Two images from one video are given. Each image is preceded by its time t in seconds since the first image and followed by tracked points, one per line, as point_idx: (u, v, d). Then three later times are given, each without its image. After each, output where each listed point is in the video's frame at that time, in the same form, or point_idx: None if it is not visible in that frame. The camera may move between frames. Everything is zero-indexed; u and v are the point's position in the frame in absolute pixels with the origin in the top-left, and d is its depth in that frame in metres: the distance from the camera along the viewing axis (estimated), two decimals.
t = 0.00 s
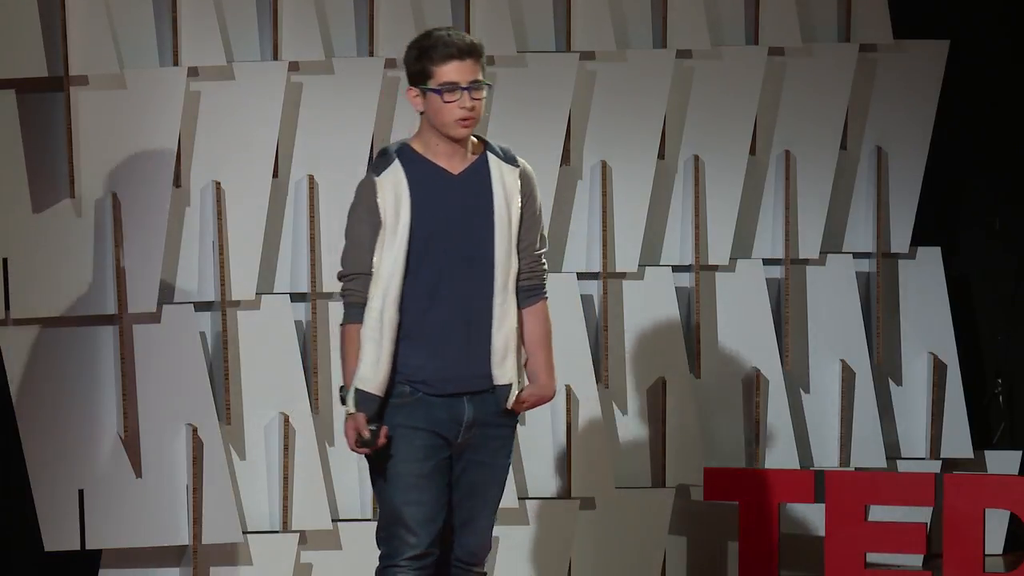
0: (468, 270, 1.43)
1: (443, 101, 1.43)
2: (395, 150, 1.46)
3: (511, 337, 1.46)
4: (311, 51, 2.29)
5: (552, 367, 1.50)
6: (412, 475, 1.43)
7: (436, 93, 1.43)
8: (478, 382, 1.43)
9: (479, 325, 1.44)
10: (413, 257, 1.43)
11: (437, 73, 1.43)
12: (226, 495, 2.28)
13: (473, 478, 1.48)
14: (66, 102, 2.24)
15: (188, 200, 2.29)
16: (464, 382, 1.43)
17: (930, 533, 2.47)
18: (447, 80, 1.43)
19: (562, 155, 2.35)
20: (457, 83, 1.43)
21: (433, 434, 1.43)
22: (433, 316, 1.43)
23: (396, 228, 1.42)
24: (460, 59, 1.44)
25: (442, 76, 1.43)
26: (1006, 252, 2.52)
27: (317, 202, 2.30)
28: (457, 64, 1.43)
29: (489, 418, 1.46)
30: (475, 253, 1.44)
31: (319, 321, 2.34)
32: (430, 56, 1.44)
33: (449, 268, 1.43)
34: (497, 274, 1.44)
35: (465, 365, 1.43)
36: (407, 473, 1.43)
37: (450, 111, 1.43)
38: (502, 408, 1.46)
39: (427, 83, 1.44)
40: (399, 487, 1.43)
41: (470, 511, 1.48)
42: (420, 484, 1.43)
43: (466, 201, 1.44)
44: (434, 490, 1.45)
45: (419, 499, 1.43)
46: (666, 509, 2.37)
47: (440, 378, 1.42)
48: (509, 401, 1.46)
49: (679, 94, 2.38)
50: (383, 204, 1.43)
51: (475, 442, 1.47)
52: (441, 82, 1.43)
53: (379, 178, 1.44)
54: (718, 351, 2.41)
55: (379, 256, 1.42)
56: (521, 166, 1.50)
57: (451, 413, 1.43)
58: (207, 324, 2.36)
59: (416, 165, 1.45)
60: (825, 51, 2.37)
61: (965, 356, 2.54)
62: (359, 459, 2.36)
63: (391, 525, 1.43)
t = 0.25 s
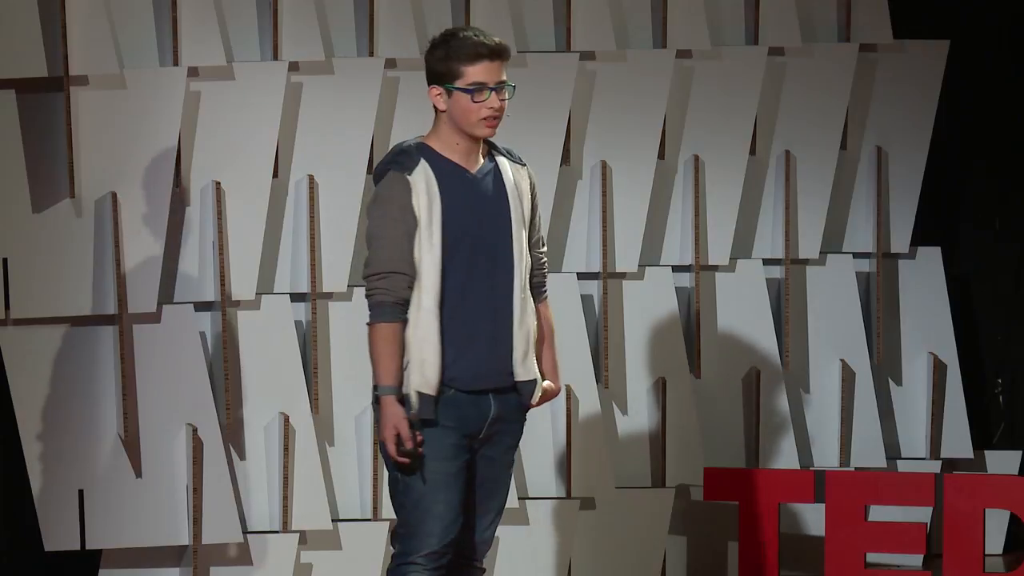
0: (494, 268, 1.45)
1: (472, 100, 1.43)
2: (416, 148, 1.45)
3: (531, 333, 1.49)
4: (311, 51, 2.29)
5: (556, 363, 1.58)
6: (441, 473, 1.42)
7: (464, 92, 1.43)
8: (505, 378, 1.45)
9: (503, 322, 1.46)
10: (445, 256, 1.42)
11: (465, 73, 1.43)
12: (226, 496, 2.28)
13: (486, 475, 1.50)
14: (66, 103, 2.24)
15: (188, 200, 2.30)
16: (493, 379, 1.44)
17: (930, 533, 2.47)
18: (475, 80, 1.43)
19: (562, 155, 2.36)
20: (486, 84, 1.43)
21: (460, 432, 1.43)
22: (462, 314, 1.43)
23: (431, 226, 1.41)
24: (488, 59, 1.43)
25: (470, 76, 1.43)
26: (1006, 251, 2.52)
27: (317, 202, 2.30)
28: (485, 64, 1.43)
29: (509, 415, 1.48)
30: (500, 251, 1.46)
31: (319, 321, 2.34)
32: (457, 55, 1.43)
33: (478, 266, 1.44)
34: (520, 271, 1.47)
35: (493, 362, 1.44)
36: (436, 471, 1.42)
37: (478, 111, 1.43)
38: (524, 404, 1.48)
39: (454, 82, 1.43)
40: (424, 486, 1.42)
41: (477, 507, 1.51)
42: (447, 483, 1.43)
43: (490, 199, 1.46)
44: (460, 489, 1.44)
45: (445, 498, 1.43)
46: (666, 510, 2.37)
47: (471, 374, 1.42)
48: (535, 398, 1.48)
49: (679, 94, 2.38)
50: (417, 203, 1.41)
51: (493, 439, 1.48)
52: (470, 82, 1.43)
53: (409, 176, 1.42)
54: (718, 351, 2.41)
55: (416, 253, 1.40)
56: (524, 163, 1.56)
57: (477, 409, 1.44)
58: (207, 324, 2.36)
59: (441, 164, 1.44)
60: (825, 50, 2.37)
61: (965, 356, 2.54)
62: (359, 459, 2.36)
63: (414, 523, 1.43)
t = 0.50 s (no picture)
0: (501, 268, 1.46)
1: (481, 102, 1.43)
2: (424, 147, 1.45)
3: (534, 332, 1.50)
4: (311, 51, 2.29)
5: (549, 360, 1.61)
6: (448, 472, 1.42)
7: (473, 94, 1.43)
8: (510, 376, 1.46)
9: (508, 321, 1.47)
10: (456, 255, 1.43)
11: (474, 74, 1.43)
12: (226, 496, 2.28)
13: (489, 474, 1.50)
14: (66, 103, 2.24)
15: (188, 200, 2.29)
16: (499, 378, 1.45)
17: (930, 533, 2.47)
18: (485, 82, 1.43)
19: (562, 155, 2.36)
20: (495, 86, 1.43)
21: (470, 431, 1.44)
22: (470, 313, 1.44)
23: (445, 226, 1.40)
24: (497, 61, 1.44)
25: (480, 78, 1.43)
26: (1006, 251, 2.52)
27: (317, 202, 2.30)
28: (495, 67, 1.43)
29: (513, 414, 1.49)
30: (506, 252, 1.47)
31: (319, 321, 2.34)
32: (468, 56, 1.43)
33: (486, 266, 1.45)
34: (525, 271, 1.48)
35: (498, 361, 1.45)
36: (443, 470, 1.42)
37: (486, 112, 1.43)
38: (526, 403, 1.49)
39: (463, 83, 1.43)
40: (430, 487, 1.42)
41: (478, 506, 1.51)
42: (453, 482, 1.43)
43: (497, 201, 1.47)
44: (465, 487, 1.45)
45: (450, 496, 1.43)
46: (666, 509, 2.37)
47: (478, 374, 1.44)
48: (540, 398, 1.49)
49: (679, 94, 2.38)
50: (431, 202, 1.41)
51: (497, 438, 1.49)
52: (480, 84, 1.43)
53: (423, 176, 1.42)
54: (719, 351, 2.41)
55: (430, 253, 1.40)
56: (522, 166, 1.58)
57: (483, 408, 1.45)
58: (207, 324, 2.36)
59: (451, 164, 1.44)
60: (825, 51, 2.37)
61: (965, 356, 2.54)
62: (358, 459, 2.36)
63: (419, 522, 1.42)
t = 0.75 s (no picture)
0: (487, 271, 1.45)
1: (468, 109, 1.42)
2: (412, 150, 1.45)
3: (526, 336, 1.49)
4: (311, 51, 2.29)
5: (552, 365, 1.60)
6: (434, 473, 1.42)
7: (460, 101, 1.42)
8: (496, 380, 1.46)
9: (495, 325, 1.46)
10: (440, 258, 1.42)
11: (464, 81, 1.42)
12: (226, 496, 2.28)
13: (479, 475, 1.49)
14: (66, 103, 2.24)
15: (188, 200, 2.30)
16: (484, 381, 1.45)
17: (930, 533, 2.47)
18: (473, 89, 1.41)
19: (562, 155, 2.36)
20: (483, 94, 1.42)
21: (455, 432, 1.43)
22: (455, 316, 1.43)
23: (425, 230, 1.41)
24: (487, 69, 1.42)
25: (469, 86, 1.41)
26: (1006, 251, 2.52)
27: (317, 202, 2.30)
28: (484, 74, 1.41)
29: (501, 417, 1.48)
30: (494, 254, 1.46)
31: (319, 321, 2.34)
32: (458, 63, 1.42)
33: (471, 269, 1.44)
34: (514, 274, 1.47)
35: (484, 364, 1.45)
36: (428, 471, 1.42)
37: (474, 120, 1.42)
38: (515, 406, 1.49)
39: (452, 89, 1.42)
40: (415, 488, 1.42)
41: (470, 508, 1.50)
42: (439, 483, 1.42)
43: (487, 203, 1.45)
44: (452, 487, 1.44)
45: (438, 497, 1.42)
46: (666, 509, 2.37)
47: (462, 377, 1.43)
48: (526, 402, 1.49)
49: (679, 95, 2.38)
50: (412, 206, 1.41)
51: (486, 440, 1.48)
52: (468, 92, 1.42)
53: (405, 180, 1.42)
54: (719, 351, 2.41)
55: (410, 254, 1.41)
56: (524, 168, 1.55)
57: (469, 411, 1.45)
58: (207, 324, 2.36)
59: (438, 167, 1.44)
60: (825, 51, 2.37)
61: (965, 356, 2.54)
62: (358, 459, 2.36)
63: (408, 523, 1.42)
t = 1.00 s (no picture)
0: (464, 270, 1.43)
1: (438, 109, 1.42)
2: (388, 153, 1.46)
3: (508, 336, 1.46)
4: (311, 51, 2.29)
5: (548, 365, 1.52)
6: (412, 476, 1.42)
7: (430, 101, 1.42)
8: (476, 381, 1.43)
9: (475, 325, 1.44)
10: (411, 259, 1.42)
11: (433, 81, 1.42)
12: (226, 495, 2.28)
13: (470, 477, 1.47)
14: (66, 103, 2.24)
15: (188, 200, 2.30)
16: (463, 382, 1.42)
17: (930, 533, 2.47)
18: (443, 89, 1.41)
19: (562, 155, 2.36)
20: (452, 93, 1.41)
21: (431, 434, 1.42)
22: (429, 316, 1.42)
23: (393, 231, 1.41)
24: (456, 68, 1.42)
25: (438, 86, 1.41)
26: (1006, 251, 2.52)
27: (317, 201, 2.30)
28: (452, 73, 1.41)
29: (484, 417, 1.45)
30: (471, 253, 1.44)
31: (319, 321, 2.34)
32: (428, 63, 1.42)
33: (446, 269, 1.42)
34: (493, 273, 1.44)
35: (462, 365, 1.43)
36: (405, 474, 1.42)
37: (444, 120, 1.42)
38: (500, 407, 1.46)
39: (422, 89, 1.42)
40: (396, 487, 1.42)
41: (466, 511, 1.48)
42: (418, 485, 1.42)
43: (462, 202, 1.44)
44: (434, 489, 1.44)
45: (419, 500, 1.42)
46: (666, 509, 2.37)
47: (438, 378, 1.42)
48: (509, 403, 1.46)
49: (679, 95, 2.38)
50: (379, 209, 1.42)
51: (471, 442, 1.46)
52: (436, 92, 1.42)
53: (374, 182, 1.43)
54: (718, 351, 2.41)
55: (378, 258, 1.41)
56: (512, 166, 1.51)
57: (447, 412, 1.42)
58: (207, 324, 2.37)
59: (411, 168, 1.44)
60: (825, 51, 2.37)
61: (965, 356, 2.54)
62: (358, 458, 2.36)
63: (391, 526, 1.42)
